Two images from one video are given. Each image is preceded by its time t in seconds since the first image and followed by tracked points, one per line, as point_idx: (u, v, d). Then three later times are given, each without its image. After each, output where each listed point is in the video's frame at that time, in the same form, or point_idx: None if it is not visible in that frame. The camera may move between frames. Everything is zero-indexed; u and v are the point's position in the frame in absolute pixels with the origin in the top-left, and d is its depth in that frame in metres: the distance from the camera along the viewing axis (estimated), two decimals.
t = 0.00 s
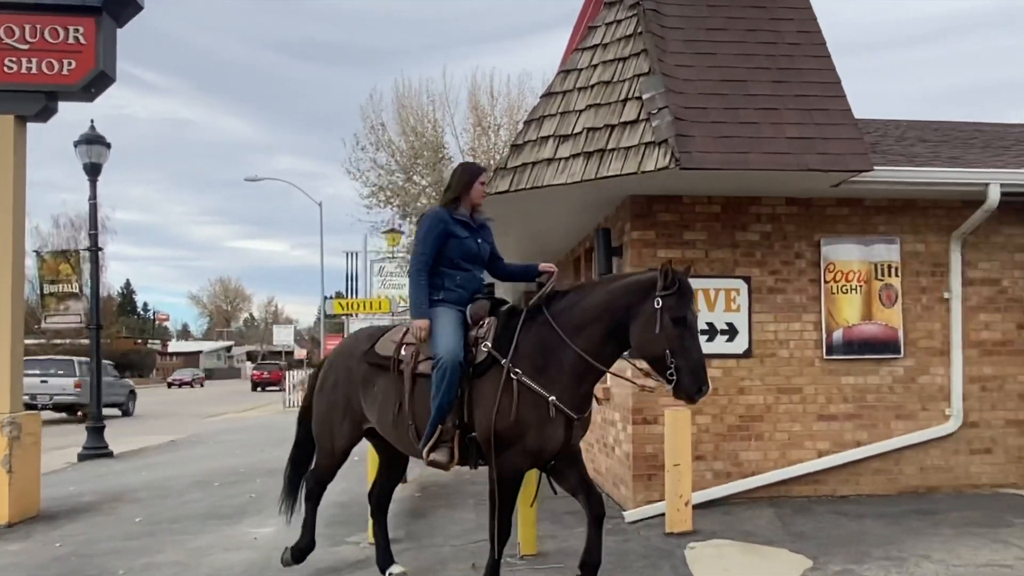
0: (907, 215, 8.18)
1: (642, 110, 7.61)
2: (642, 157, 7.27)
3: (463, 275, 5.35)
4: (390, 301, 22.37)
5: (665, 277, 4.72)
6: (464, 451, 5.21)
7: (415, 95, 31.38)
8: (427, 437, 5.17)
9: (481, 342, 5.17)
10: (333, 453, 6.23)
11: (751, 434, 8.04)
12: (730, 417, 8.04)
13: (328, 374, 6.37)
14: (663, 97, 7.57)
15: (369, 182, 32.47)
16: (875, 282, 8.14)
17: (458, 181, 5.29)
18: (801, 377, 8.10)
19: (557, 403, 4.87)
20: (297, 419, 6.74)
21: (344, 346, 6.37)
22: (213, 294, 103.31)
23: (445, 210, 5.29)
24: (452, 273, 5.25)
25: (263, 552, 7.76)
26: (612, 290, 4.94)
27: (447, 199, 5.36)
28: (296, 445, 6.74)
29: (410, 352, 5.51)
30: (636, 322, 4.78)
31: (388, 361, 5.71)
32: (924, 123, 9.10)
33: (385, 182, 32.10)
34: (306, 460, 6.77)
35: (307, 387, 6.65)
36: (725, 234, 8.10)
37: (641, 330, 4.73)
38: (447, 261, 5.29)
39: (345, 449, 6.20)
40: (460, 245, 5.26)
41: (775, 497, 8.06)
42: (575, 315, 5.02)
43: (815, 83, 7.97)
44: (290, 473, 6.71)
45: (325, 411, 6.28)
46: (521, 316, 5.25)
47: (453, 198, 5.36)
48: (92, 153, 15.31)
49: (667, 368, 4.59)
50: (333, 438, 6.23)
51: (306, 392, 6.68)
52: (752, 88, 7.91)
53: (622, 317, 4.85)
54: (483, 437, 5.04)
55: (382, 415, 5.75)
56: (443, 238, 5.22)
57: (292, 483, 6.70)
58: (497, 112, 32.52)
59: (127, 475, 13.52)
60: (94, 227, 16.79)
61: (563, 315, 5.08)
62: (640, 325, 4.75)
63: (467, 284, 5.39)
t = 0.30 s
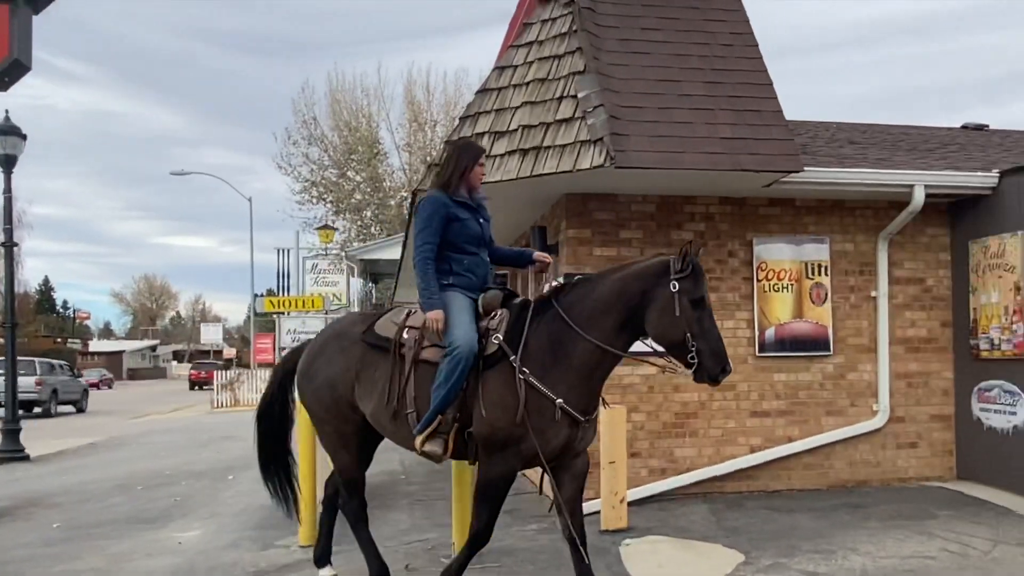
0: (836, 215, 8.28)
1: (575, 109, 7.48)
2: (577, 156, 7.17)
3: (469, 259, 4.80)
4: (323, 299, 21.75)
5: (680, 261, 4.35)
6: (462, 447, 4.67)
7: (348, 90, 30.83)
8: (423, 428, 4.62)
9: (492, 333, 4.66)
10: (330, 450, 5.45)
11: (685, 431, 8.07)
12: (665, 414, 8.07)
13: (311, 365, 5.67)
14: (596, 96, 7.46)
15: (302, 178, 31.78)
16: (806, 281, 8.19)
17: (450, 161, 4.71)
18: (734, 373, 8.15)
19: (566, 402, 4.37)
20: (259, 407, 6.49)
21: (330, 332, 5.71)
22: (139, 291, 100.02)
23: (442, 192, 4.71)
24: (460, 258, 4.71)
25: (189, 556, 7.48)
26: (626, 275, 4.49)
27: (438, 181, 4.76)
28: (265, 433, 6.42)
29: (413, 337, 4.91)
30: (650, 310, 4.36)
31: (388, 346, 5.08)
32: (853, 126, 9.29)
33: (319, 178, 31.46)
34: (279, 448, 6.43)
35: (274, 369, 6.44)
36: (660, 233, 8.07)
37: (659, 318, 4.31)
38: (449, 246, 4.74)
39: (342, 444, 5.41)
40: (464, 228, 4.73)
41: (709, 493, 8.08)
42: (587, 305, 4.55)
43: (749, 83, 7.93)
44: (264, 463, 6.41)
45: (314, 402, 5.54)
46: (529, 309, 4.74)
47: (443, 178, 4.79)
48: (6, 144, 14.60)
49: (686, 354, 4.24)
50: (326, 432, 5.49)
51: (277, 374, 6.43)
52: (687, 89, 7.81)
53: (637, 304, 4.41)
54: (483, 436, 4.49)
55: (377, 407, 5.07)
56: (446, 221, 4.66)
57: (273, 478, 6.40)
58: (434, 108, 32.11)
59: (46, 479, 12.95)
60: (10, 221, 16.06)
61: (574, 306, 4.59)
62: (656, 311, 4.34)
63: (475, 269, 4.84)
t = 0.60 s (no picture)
0: (764, 215, 8.23)
1: (507, 106, 6.65)
2: (507, 155, 6.40)
3: (474, 260, 4.26)
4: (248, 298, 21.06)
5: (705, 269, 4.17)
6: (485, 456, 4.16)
7: (274, 82, 30.04)
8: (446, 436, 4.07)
9: (506, 335, 4.16)
10: (291, 455, 4.84)
11: (617, 428, 7.92)
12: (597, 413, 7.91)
13: (287, 362, 4.92)
14: (529, 92, 6.64)
15: (225, 172, 30.81)
16: (734, 279, 8.13)
17: (455, 158, 4.24)
18: (664, 372, 8.05)
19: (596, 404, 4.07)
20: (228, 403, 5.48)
21: (315, 327, 4.96)
22: (51, 288, 95.90)
23: (447, 189, 4.22)
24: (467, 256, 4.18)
25: (100, 565, 7.06)
26: (647, 279, 4.28)
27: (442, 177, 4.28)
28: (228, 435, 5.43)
29: (417, 342, 4.37)
30: (675, 316, 4.16)
31: (388, 352, 4.46)
32: (781, 126, 9.39)
33: (244, 172, 30.57)
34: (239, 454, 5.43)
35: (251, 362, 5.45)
36: (591, 231, 7.77)
37: (680, 325, 4.13)
38: (454, 245, 4.21)
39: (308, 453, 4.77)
40: (472, 226, 4.21)
41: (639, 491, 7.98)
42: (608, 304, 4.27)
43: (686, 79, 7.18)
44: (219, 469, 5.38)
45: (284, 403, 4.85)
46: (543, 307, 4.37)
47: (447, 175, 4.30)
48: None
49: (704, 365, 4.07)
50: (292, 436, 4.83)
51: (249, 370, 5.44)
52: (619, 88, 6.99)
53: (661, 309, 4.19)
54: (519, 444, 4.05)
55: (376, 417, 4.47)
56: (452, 218, 4.15)
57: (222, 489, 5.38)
58: (363, 103, 31.54)
59: None
60: None
61: (593, 306, 4.30)
62: (678, 318, 4.15)
63: (481, 271, 4.32)
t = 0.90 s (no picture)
0: (692, 214, 8.12)
1: (435, 102, 5.40)
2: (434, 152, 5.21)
3: (480, 248, 3.91)
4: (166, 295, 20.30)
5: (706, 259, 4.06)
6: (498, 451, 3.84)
7: (193, 73, 29.06)
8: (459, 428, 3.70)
9: (524, 328, 3.86)
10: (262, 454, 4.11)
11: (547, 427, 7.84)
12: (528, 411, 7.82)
13: (269, 358, 4.19)
14: (458, 88, 5.41)
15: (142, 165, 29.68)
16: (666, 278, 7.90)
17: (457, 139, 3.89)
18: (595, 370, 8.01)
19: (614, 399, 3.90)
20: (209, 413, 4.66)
21: (303, 320, 4.24)
22: None
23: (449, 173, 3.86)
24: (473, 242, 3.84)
25: None
26: (653, 271, 4.11)
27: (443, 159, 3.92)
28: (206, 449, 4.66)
29: (428, 332, 3.90)
30: (683, 307, 4.05)
31: (394, 342, 3.95)
32: (708, 126, 9.48)
33: (161, 165, 29.50)
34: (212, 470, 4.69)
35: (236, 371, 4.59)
36: (520, 229, 7.48)
37: (686, 318, 4.04)
38: (458, 232, 3.86)
39: (284, 459, 4.08)
40: (476, 212, 3.86)
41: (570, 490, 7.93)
42: (617, 295, 4.08)
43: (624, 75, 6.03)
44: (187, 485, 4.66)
45: (264, 405, 4.10)
46: (550, 297, 4.11)
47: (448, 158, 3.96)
48: None
49: (705, 357, 4.02)
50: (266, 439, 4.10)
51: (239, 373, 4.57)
52: (547, 85, 5.79)
53: (668, 301, 4.06)
54: (541, 440, 3.79)
55: (380, 415, 3.93)
56: (457, 203, 3.79)
57: (184, 506, 4.65)
58: (287, 96, 30.80)
59: None
60: None
61: (600, 298, 4.08)
62: (682, 311, 4.05)
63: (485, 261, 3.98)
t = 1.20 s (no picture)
0: (623, 212, 7.80)
1: (361, 96, 5.27)
2: (361, 149, 5.10)
3: (497, 252, 3.82)
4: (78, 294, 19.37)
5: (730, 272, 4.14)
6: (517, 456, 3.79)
7: (108, 62, 27.90)
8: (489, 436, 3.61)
9: (544, 329, 3.81)
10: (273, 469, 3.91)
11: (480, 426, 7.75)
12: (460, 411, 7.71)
13: (274, 366, 3.99)
14: (385, 82, 5.27)
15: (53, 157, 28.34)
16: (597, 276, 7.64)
17: (469, 142, 3.79)
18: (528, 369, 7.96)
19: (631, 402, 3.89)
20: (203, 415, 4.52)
21: (309, 326, 4.04)
22: None
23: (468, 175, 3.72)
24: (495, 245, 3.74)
25: None
26: (674, 278, 4.15)
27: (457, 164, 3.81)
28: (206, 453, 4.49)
29: (446, 340, 3.80)
30: (703, 317, 4.08)
31: (413, 353, 3.81)
32: (639, 126, 9.52)
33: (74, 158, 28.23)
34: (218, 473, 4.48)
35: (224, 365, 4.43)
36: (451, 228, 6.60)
37: (707, 327, 4.07)
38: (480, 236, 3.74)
39: (292, 471, 3.90)
40: (497, 216, 3.76)
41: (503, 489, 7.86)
42: (641, 297, 4.11)
43: (554, 72, 5.98)
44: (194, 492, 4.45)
45: (272, 416, 3.92)
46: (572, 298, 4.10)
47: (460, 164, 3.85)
48: None
49: (717, 368, 4.06)
50: (274, 450, 3.93)
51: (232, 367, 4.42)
52: (478, 80, 5.68)
53: (689, 309, 4.09)
54: (557, 439, 3.75)
55: (401, 427, 3.81)
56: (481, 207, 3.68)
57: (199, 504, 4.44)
58: (208, 88, 29.86)
59: None
60: None
61: (621, 300, 4.10)
62: (702, 319, 4.09)
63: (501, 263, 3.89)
